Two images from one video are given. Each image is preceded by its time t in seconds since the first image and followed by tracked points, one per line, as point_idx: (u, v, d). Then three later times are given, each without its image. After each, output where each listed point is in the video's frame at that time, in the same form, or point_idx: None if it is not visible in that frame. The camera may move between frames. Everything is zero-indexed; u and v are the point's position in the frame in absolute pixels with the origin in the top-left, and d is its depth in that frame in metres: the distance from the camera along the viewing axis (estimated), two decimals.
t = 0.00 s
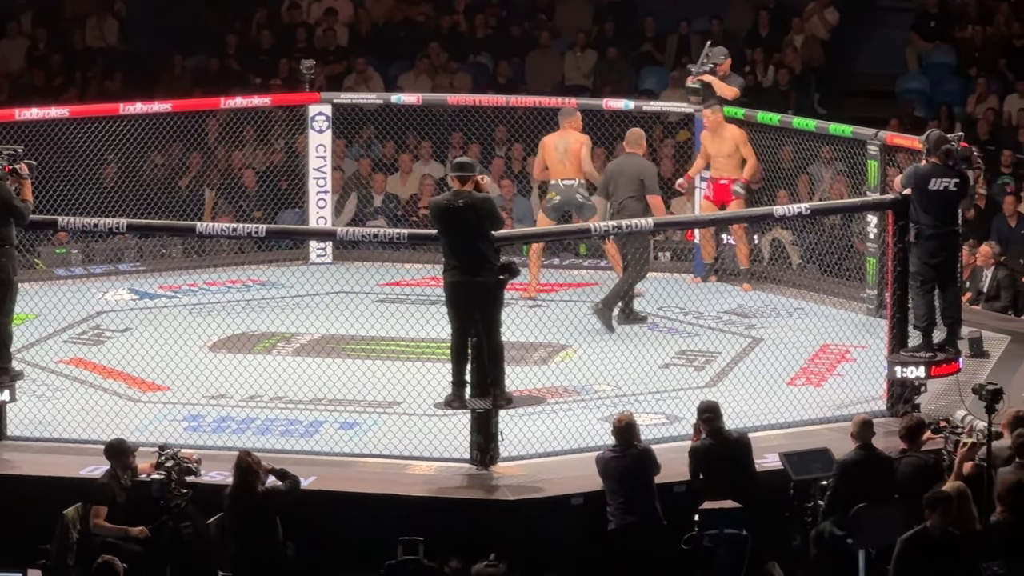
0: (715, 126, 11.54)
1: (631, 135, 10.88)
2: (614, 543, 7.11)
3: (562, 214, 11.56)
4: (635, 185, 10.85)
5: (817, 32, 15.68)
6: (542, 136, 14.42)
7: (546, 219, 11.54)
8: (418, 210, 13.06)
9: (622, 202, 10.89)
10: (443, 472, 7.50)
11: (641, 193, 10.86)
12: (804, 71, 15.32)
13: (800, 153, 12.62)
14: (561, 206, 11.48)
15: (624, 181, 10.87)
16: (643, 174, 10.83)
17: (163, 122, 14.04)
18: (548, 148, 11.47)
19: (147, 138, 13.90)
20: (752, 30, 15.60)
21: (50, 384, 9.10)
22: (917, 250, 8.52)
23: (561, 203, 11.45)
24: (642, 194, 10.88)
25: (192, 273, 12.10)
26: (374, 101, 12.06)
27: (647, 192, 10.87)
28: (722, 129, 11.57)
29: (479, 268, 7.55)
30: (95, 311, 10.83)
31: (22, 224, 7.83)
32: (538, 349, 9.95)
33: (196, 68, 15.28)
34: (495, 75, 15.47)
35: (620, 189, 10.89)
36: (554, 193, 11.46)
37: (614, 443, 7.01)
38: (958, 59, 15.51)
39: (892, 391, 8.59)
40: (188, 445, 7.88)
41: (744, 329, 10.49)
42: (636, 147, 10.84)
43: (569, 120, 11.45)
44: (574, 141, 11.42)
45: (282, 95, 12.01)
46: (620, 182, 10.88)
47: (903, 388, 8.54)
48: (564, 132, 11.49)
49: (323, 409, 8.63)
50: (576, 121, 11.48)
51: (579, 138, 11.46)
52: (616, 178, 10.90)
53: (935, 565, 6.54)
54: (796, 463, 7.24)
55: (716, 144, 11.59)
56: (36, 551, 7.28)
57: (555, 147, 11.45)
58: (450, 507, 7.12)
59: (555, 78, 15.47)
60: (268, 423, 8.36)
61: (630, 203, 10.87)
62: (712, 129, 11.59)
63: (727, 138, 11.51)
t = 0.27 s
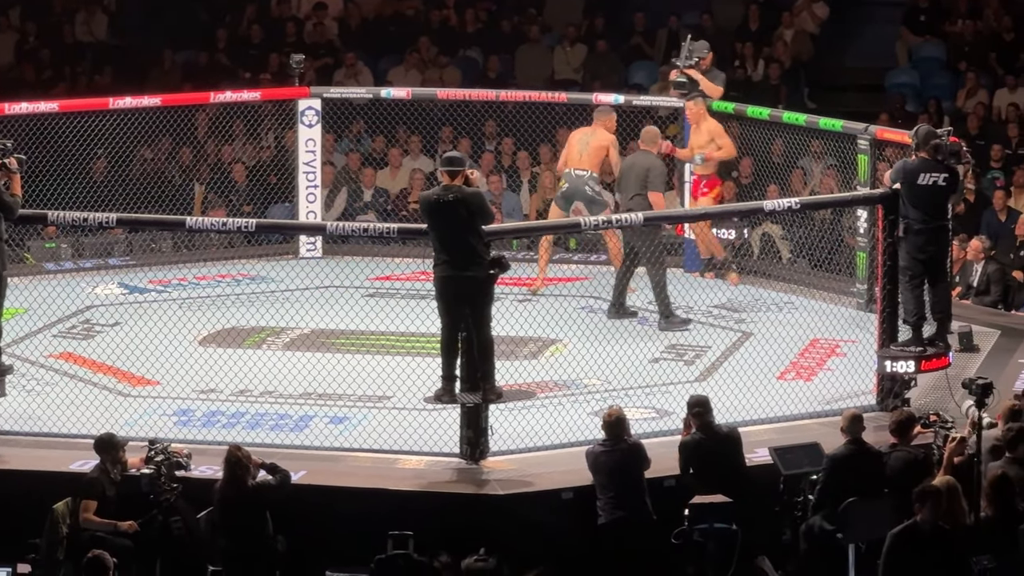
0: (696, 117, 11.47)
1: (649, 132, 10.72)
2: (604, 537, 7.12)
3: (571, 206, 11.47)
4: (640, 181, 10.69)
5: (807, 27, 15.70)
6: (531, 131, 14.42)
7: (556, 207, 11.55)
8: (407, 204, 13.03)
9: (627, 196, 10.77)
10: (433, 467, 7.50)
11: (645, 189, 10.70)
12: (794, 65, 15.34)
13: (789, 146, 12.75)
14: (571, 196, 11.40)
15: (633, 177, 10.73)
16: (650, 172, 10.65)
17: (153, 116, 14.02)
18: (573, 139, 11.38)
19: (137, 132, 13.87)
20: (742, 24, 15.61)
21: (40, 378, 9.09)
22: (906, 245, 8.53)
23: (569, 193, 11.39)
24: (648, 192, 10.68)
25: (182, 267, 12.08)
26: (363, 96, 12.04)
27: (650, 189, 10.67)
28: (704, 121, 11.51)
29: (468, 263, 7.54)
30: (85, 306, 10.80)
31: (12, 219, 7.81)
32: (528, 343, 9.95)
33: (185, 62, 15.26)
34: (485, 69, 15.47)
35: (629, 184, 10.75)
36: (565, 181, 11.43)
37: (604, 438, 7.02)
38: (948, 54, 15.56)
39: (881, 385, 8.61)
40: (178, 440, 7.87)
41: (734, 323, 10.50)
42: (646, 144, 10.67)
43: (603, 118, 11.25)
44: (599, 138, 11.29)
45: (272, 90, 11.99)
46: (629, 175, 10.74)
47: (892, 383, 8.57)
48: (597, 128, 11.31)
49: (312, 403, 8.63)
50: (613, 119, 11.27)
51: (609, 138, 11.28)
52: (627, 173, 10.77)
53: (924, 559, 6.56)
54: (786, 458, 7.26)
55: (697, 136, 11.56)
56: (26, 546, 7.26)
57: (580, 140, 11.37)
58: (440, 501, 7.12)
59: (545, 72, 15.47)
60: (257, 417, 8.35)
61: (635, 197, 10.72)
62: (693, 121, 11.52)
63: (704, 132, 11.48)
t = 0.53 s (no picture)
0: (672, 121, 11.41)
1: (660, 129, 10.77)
2: (598, 532, 7.12)
3: (570, 203, 11.47)
4: (657, 179, 10.68)
5: (800, 22, 15.70)
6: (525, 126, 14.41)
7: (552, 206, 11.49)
8: (400, 198, 13.00)
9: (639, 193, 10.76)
10: (426, 462, 7.51)
11: (659, 186, 10.70)
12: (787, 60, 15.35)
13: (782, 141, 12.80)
14: (569, 195, 11.38)
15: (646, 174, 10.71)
16: (665, 168, 10.66)
17: (146, 112, 14.00)
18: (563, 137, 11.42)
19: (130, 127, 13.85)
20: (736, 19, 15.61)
21: (33, 373, 9.08)
22: (899, 240, 8.54)
23: (567, 192, 11.36)
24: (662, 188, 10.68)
25: (175, 262, 12.07)
26: (357, 91, 12.02)
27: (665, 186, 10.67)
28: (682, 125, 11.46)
29: (462, 258, 7.54)
30: (77, 301, 10.79)
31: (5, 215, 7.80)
32: (521, 339, 9.95)
33: (179, 57, 15.24)
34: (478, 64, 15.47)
35: (642, 182, 10.74)
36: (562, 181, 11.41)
37: (598, 433, 7.03)
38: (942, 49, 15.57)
39: (874, 380, 8.63)
40: (171, 435, 7.87)
41: (727, 319, 10.51)
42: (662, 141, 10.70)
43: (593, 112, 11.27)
44: (589, 133, 11.29)
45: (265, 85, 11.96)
46: (641, 173, 10.73)
47: (886, 377, 8.58)
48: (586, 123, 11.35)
49: (305, 399, 8.63)
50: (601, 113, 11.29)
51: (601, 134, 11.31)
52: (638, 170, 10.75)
53: (917, 554, 6.58)
54: (779, 453, 7.27)
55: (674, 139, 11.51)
56: (19, 541, 7.26)
57: (568, 137, 11.37)
58: (433, 497, 7.12)
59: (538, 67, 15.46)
60: (251, 412, 8.35)
61: (647, 194, 10.70)
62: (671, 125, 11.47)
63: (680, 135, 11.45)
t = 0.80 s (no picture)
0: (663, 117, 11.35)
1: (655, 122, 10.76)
2: (592, 529, 7.13)
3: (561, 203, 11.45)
4: (658, 173, 10.66)
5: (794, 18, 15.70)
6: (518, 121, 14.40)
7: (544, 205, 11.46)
8: (395, 195, 12.97)
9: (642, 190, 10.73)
10: (421, 458, 7.51)
11: (662, 178, 10.68)
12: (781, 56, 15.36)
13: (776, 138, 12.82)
14: (561, 194, 11.38)
15: (647, 168, 10.69)
16: (666, 161, 10.64)
17: (140, 108, 13.98)
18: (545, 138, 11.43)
19: (124, 123, 13.83)
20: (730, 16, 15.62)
21: (26, 369, 9.07)
22: (893, 236, 8.55)
23: (560, 192, 11.37)
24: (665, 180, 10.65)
25: (169, 258, 12.07)
26: (350, 87, 12.00)
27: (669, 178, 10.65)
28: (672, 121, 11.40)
29: (455, 254, 7.53)
30: (71, 297, 10.78)
31: None
32: (515, 335, 9.95)
33: (172, 53, 15.22)
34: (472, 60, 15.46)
35: (643, 177, 10.71)
36: (554, 181, 11.39)
37: (592, 429, 7.03)
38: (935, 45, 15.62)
39: (868, 376, 8.64)
40: (165, 431, 7.86)
41: (720, 315, 10.51)
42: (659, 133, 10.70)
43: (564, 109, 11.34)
44: (570, 129, 11.32)
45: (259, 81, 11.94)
46: (642, 168, 10.71)
47: (880, 373, 8.60)
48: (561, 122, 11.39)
49: (299, 395, 8.63)
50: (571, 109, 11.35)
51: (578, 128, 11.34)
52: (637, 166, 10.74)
53: (911, 550, 6.59)
54: (772, 449, 7.28)
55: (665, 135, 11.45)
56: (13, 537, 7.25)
57: (551, 136, 11.38)
58: (428, 493, 7.12)
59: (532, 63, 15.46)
60: (245, 408, 8.34)
61: (650, 188, 10.68)
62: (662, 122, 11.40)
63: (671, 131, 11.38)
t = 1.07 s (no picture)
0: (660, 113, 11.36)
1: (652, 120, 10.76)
2: (587, 526, 7.13)
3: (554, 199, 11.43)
4: (656, 171, 10.67)
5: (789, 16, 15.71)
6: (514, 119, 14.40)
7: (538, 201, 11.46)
8: (390, 193, 13.15)
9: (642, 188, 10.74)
10: (416, 456, 7.51)
11: (660, 175, 10.69)
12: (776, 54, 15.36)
13: (772, 136, 12.87)
14: (554, 189, 11.36)
15: (646, 164, 10.70)
16: (664, 158, 10.64)
17: (135, 105, 13.96)
18: (543, 133, 11.44)
19: (120, 121, 13.81)
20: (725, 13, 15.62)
21: (22, 367, 9.06)
22: (888, 233, 8.55)
23: (554, 186, 11.34)
24: (664, 176, 10.66)
25: (164, 256, 12.09)
26: (346, 84, 11.98)
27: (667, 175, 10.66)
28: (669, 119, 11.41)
29: (451, 251, 7.53)
30: (67, 294, 10.76)
31: None
32: (511, 332, 9.95)
33: (167, 51, 15.20)
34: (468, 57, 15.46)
35: (643, 175, 10.72)
36: (547, 176, 11.37)
37: (588, 426, 7.02)
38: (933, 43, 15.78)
39: (864, 374, 8.65)
40: (160, 429, 7.86)
41: (716, 312, 10.52)
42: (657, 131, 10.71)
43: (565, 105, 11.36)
44: (570, 124, 11.35)
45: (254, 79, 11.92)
46: (641, 165, 10.71)
47: (875, 371, 8.61)
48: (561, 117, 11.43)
49: (294, 392, 8.62)
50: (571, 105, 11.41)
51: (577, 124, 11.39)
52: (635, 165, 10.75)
53: (906, 547, 6.60)
54: (768, 446, 7.29)
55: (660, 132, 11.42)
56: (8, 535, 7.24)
57: (550, 132, 11.41)
58: (424, 490, 7.12)
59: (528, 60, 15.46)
60: (240, 406, 8.34)
61: (650, 185, 10.69)
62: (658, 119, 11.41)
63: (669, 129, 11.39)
